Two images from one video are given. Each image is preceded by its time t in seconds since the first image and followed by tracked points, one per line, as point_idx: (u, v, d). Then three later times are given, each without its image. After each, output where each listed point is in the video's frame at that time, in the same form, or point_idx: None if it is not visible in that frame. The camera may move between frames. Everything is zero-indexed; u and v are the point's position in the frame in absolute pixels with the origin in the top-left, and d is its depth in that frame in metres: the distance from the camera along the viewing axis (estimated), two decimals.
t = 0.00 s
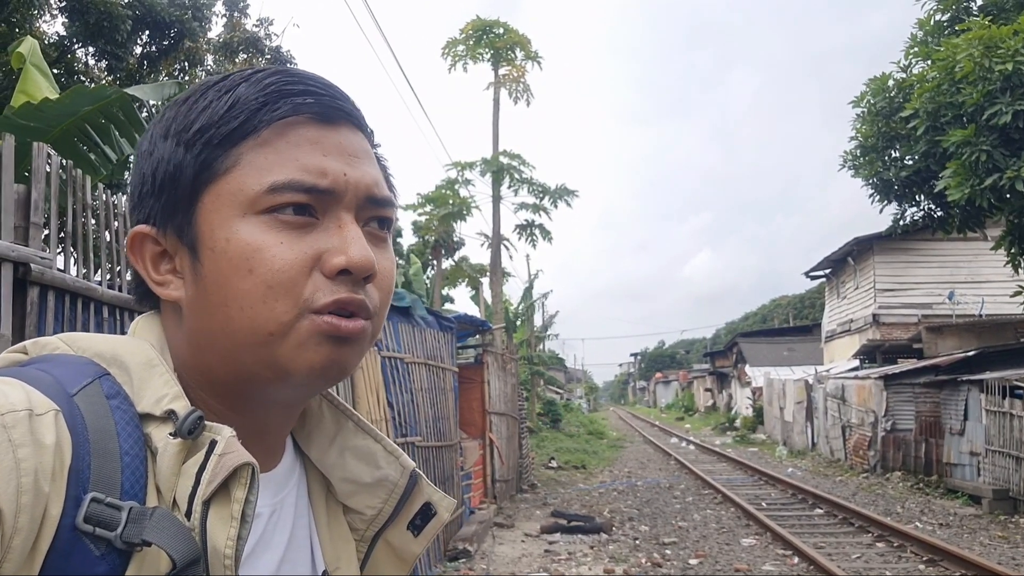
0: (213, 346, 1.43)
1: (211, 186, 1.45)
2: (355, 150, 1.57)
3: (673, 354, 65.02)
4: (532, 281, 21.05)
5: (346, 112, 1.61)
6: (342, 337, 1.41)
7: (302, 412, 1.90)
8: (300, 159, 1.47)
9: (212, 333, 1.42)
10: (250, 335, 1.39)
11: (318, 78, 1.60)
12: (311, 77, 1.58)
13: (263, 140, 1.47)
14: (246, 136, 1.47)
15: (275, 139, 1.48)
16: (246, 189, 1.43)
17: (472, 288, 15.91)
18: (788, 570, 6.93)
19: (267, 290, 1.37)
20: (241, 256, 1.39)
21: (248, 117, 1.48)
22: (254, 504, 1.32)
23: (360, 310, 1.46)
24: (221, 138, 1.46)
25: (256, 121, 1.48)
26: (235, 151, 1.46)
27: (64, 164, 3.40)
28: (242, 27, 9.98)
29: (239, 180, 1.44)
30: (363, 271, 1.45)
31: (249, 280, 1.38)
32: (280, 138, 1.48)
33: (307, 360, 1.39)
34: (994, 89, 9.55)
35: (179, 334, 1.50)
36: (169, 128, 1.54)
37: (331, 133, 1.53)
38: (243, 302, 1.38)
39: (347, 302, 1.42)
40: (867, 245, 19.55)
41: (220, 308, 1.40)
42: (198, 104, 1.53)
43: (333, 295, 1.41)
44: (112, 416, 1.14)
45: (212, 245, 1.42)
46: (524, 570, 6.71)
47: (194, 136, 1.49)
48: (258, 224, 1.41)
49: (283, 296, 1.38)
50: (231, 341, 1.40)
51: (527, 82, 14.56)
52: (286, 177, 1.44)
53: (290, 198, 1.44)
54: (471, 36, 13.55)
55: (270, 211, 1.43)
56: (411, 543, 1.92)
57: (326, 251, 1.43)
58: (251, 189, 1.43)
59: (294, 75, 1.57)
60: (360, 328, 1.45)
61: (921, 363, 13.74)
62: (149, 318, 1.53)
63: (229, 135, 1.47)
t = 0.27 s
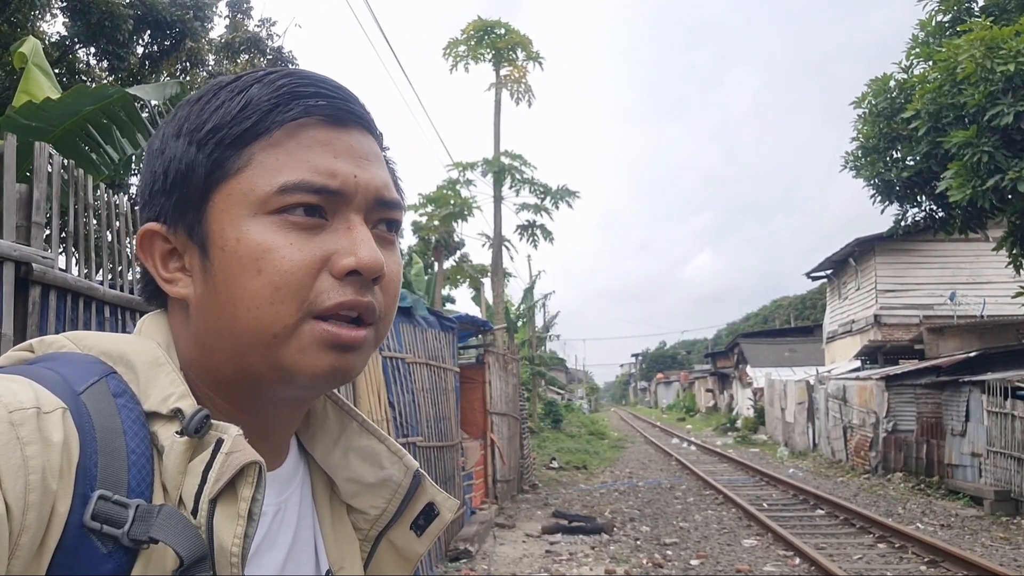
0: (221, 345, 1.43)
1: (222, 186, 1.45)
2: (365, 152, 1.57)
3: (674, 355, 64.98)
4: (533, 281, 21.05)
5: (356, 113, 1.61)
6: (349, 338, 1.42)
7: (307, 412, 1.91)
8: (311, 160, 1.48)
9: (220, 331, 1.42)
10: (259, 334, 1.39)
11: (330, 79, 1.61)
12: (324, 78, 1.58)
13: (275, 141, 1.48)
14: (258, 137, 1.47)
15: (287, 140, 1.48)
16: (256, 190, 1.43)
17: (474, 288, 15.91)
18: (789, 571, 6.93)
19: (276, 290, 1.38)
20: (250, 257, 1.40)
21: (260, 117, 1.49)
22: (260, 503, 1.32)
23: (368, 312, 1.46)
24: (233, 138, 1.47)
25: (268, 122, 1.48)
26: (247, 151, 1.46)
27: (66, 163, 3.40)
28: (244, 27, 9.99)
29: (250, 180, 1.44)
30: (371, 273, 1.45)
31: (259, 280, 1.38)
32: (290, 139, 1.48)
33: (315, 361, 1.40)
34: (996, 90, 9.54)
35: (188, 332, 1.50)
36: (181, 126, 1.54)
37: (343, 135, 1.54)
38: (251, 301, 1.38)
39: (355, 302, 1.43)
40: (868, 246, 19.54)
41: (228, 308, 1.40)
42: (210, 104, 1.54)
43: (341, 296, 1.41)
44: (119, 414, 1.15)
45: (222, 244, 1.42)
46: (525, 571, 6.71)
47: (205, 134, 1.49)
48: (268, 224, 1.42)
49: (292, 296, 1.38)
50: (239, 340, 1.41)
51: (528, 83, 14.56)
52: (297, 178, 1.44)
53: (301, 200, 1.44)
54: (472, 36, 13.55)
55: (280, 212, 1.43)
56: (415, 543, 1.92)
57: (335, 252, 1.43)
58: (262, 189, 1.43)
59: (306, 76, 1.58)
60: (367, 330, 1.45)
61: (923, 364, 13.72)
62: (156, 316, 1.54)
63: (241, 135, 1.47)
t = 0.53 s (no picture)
0: (221, 345, 1.43)
1: (225, 187, 1.46)
2: (368, 155, 1.57)
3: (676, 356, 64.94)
4: (535, 282, 21.05)
5: (360, 116, 1.61)
6: (350, 339, 1.41)
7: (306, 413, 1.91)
8: (314, 162, 1.48)
9: (221, 332, 1.42)
10: (259, 335, 1.39)
11: (334, 82, 1.61)
12: (328, 80, 1.58)
13: (278, 143, 1.48)
14: (261, 138, 1.47)
15: (290, 142, 1.48)
16: (259, 191, 1.44)
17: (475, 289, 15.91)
18: (791, 572, 6.91)
19: (277, 291, 1.38)
20: (252, 258, 1.40)
21: (264, 119, 1.49)
22: (260, 504, 1.32)
23: (369, 314, 1.46)
24: (236, 138, 1.47)
25: (272, 124, 1.49)
26: (251, 152, 1.47)
27: (68, 164, 3.41)
28: (246, 28, 10.00)
29: (253, 181, 1.44)
30: (373, 274, 1.45)
31: (260, 281, 1.38)
32: (294, 141, 1.49)
33: (314, 362, 1.39)
34: (998, 91, 9.53)
35: (190, 333, 1.50)
36: (184, 127, 1.55)
37: (346, 137, 1.54)
38: (253, 303, 1.38)
39: (356, 305, 1.42)
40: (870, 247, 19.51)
41: (230, 309, 1.40)
42: (214, 105, 1.54)
43: (342, 298, 1.41)
44: (118, 414, 1.15)
45: (225, 245, 1.42)
46: (526, 571, 6.70)
47: (209, 135, 1.49)
48: (271, 226, 1.42)
49: (293, 298, 1.38)
50: (239, 341, 1.41)
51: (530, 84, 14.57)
52: (300, 180, 1.45)
53: (303, 201, 1.44)
54: (474, 37, 13.56)
55: (283, 213, 1.43)
56: (414, 544, 1.92)
57: (337, 254, 1.43)
58: (265, 191, 1.43)
59: (310, 78, 1.58)
60: (368, 332, 1.45)
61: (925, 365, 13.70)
62: (157, 317, 1.54)
63: (246, 135, 1.47)
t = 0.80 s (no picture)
0: (222, 345, 1.43)
1: (227, 186, 1.46)
2: (370, 155, 1.57)
3: (678, 356, 64.92)
4: (536, 282, 21.04)
5: (362, 116, 1.61)
6: (351, 339, 1.42)
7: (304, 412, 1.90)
8: (316, 162, 1.48)
9: (221, 333, 1.42)
10: (259, 335, 1.39)
11: (337, 83, 1.61)
12: (331, 81, 1.59)
13: (280, 142, 1.48)
14: (263, 137, 1.48)
15: (292, 141, 1.48)
16: (261, 190, 1.44)
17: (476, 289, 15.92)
18: (792, 572, 6.91)
19: (277, 289, 1.38)
20: (253, 257, 1.40)
21: (267, 118, 1.49)
22: (257, 504, 1.32)
23: (370, 314, 1.46)
24: (239, 137, 1.47)
25: (275, 124, 1.49)
26: (253, 152, 1.47)
27: (68, 164, 3.41)
28: (248, 28, 10.00)
29: (255, 180, 1.45)
30: (373, 274, 1.46)
31: (260, 280, 1.39)
32: (297, 140, 1.49)
33: (316, 361, 1.40)
34: (1000, 91, 9.52)
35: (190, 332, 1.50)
36: (187, 126, 1.55)
37: (349, 137, 1.54)
38: (253, 301, 1.39)
39: (356, 304, 1.43)
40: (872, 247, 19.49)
41: (230, 309, 1.41)
42: (216, 104, 1.54)
43: (342, 298, 1.41)
44: (116, 413, 1.15)
45: (226, 244, 1.43)
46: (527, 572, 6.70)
47: (211, 134, 1.49)
48: (273, 225, 1.42)
49: (293, 297, 1.38)
50: (239, 341, 1.41)
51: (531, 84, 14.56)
52: (302, 180, 1.45)
53: (305, 201, 1.44)
54: (475, 37, 13.56)
55: (284, 212, 1.43)
56: (411, 544, 1.91)
57: (337, 253, 1.44)
58: (266, 190, 1.44)
59: (312, 78, 1.58)
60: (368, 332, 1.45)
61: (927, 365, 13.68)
62: (155, 316, 1.55)
63: (248, 135, 1.47)
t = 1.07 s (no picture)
0: (226, 345, 1.44)
1: (232, 187, 1.46)
2: (375, 157, 1.58)
3: (679, 357, 64.89)
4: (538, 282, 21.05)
5: (367, 119, 1.61)
6: (355, 340, 1.42)
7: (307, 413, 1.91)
8: (322, 163, 1.49)
9: (226, 334, 1.43)
10: (262, 336, 1.40)
11: (343, 85, 1.62)
12: (337, 83, 1.59)
13: (285, 145, 1.48)
14: (269, 139, 1.48)
15: (298, 143, 1.49)
16: (266, 192, 1.44)
17: (478, 290, 15.93)
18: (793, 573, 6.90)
19: (281, 291, 1.39)
20: (257, 258, 1.40)
21: (273, 120, 1.50)
22: (260, 506, 1.33)
23: (374, 316, 1.47)
24: (245, 139, 1.48)
25: (280, 126, 1.50)
26: (258, 153, 1.47)
27: (70, 165, 3.42)
28: (250, 29, 10.02)
29: (260, 182, 1.45)
30: (377, 276, 1.46)
31: (264, 281, 1.39)
32: (302, 142, 1.49)
33: (319, 362, 1.40)
34: (1001, 91, 9.52)
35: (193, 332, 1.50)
36: (193, 127, 1.55)
37: (354, 139, 1.54)
38: (257, 302, 1.39)
39: (360, 306, 1.43)
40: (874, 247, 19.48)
41: (235, 309, 1.41)
42: (223, 105, 1.55)
43: (346, 299, 1.42)
44: (119, 413, 1.15)
45: (230, 246, 1.43)
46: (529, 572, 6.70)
47: (217, 136, 1.50)
48: (277, 226, 1.43)
49: (297, 298, 1.39)
50: (244, 343, 1.41)
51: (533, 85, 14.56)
52: (306, 181, 1.45)
53: (309, 202, 1.45)
54: (477, 38, 13.57)
55: (289, 214, 1.44)
56: (413, 545, 1.91)
57: (341, 255, 1.44)
58: (271, 192, 1.44)
59: (318, 80, 1.58)
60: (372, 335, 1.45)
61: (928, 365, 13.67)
62: (160, 316, 1.55)
63: (254, 136, 1.48)
